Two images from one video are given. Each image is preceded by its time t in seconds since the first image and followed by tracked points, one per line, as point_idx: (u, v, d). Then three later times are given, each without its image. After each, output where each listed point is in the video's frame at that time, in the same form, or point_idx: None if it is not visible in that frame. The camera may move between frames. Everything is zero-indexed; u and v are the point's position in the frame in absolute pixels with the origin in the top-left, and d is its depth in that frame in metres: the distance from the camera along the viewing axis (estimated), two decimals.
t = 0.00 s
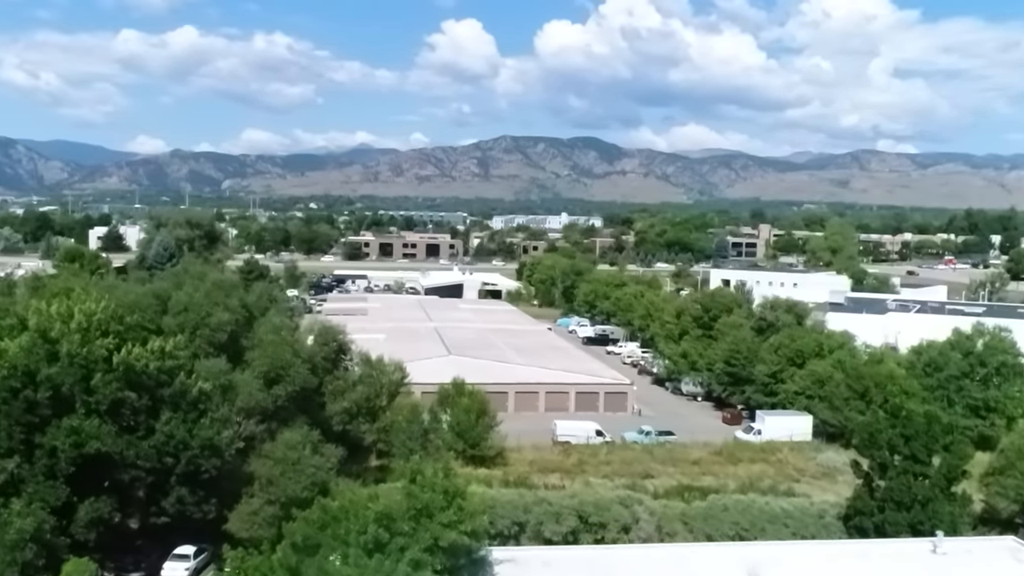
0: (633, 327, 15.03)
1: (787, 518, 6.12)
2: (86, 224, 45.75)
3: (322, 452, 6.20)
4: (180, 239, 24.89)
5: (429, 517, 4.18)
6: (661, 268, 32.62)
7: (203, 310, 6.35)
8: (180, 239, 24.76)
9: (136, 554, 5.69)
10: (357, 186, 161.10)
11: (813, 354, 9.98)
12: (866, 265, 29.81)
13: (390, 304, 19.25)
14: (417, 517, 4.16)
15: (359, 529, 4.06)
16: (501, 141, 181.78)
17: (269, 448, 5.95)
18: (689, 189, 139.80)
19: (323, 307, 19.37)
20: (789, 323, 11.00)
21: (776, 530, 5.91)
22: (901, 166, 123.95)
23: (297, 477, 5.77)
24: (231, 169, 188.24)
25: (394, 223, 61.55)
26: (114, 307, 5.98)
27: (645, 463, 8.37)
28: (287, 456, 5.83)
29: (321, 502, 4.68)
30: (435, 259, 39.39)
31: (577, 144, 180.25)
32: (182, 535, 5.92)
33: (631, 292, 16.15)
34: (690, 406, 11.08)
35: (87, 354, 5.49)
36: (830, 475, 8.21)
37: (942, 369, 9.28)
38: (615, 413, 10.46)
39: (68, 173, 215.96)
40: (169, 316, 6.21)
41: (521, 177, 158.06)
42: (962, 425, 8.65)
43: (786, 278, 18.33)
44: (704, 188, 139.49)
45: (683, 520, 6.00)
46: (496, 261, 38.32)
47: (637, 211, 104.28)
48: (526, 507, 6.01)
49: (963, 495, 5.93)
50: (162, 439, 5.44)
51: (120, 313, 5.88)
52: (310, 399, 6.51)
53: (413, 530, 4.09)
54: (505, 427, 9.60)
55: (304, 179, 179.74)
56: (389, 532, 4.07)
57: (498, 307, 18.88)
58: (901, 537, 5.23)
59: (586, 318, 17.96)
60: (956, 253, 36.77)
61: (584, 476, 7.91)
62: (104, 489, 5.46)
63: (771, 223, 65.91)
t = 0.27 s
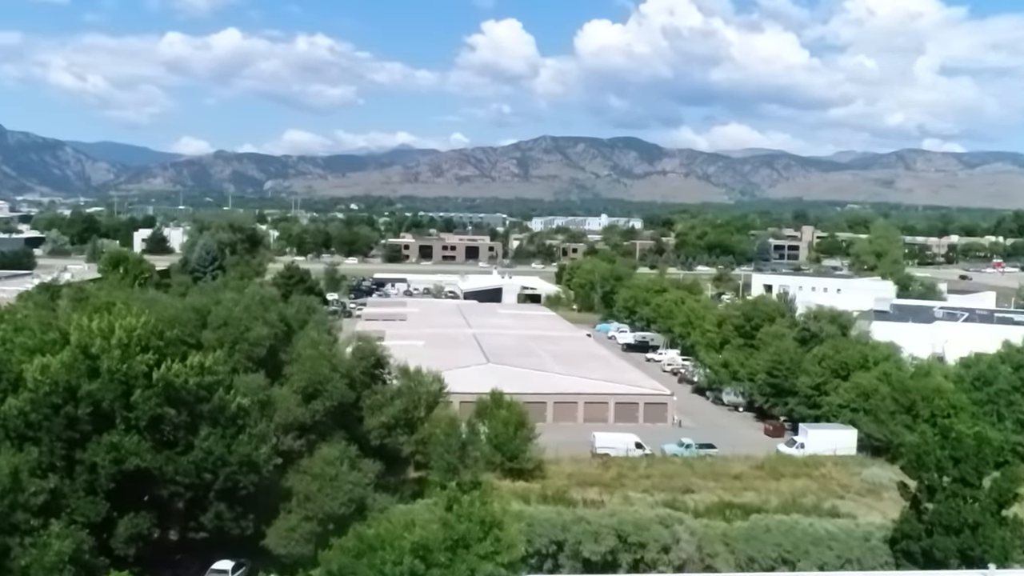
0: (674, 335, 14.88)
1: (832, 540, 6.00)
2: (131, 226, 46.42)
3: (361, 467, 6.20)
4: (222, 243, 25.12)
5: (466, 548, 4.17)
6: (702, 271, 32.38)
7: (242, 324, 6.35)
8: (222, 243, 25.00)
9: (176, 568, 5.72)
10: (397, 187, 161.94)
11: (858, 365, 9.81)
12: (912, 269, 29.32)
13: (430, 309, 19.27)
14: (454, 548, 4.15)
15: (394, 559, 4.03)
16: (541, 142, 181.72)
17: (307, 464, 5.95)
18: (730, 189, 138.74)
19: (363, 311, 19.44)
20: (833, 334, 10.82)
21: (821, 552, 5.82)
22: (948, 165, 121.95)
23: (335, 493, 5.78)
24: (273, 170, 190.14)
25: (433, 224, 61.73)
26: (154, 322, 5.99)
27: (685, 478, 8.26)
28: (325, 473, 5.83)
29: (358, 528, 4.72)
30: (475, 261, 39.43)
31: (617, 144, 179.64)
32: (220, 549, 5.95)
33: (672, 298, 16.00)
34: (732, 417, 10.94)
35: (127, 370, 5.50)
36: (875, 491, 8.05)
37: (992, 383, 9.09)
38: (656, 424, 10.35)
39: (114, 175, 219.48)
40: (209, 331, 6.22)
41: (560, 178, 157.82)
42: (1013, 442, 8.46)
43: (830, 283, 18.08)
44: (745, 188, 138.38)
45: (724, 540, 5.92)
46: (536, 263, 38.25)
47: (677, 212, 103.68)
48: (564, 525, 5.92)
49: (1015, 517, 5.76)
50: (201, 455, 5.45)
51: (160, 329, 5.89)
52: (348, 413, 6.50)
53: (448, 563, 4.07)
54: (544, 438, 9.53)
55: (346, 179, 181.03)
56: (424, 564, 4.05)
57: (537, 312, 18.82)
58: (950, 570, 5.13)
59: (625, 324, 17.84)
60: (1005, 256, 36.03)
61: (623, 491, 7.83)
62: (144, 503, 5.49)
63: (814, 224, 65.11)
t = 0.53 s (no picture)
0: (705, 342, 14.74)
1: (868, 562, 5.89)
2: (164, 228, 46.90)
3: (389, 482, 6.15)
4: (253, 245, 25.29)
5: None
6: (734, 273, 32.14)
7: (270, 338, 6.30)
8: (253, 246, 25.14)
9: None
10: (428, 187, 162.44)
11: (893, 377, 9.64)
12: (948, 272, 28.91)
13: (459, 313, 19.23)
14: None
15: None
16: (571, 142, 181.51)
17: (334, 480, 5.93)
18: (762, 189, 137.78)
19: (393, 315, 19.45)
20: (868, 345, 10.65)
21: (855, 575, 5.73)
22: (984, 165, 120.35)
23: (362, 509, 5.77)
24: (304, 170, 191.37)
25: (463, 225, 61.85)
26: (182, 336, 5.98)
27: (717, 492, 8.16)
28: (352, 489, 5.81)
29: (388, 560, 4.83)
30: (504, 264, 39.41)
31: (648, 144, 179.05)
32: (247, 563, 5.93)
33: (703, 304, 15.86)
34: (764, 428, 10.80)
35: (155, 386, 5.47)
36: (911, 507, 7.90)
37: None
38: (686, 434, 10.24)
39: (148, 176, 221.98)
40: (237, 345, 6.18)
41: (590, 178, 157.55)
42: None
43: (865, 288, 17.85)
44: (777, 188, 137.41)
45: (757, 562, 5.87)
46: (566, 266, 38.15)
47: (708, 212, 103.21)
48: (593, 544, 5.84)
49: None
50: (228, 472, 5.41)
51: (188, 344, 5.87)
52: (375, 427, 6.46)
53: None
54: (573, 449, 9.46)
55: (376, 180, 181.88)
56: None
57: (566, 317, 18.73)
58: None
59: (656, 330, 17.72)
60: None
61: (653, 506, 7.74)
62: (172, 519, 5.48)
63: (848, 225, 64.47)
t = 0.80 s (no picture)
0: (731, 349, 14.60)
1: None
2: (191, 230, 47.25)
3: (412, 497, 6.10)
4: (278, 249, 25.39)
5: None
6: (760, 276, 31.88)
7: (293, 351, 6.23)
8: (278, 249, 25.24)
9: None
10: (453, 188, 162.78)
11: (925, 389, 9.46)
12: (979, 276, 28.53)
13: (483, 317, 19.16)
14: None
15: None
16: (596, 142, 181.25)
17: (356, 496, 5.90)
18: (788, 190, 136.88)
19: (417, 319, 19.44)
20: (898, 355, 10.47)
21: None
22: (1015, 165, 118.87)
23: (383, 527, 5.74)
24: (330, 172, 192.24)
25: (488, 227, 61.83)
26: (204, 351, 5.93)
27: (744, 506, 8.03)
28: (374, 505, 5.79)
29: None
30: (529, 266, 39.37)
31: (674, 145, 178.55)
32: None
33: (729, 310, 15.71)
34: (792, 438, 10.66)
35: (177, 403, 5.42)
36: (943, 523, 7.77)
37: None
38: (712, 445, 10.12)
39: (176, 177, 223.87)
40: (259, 359, 6.12)
41: (615, 178, 157.23)
42: None
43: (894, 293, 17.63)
44: (804, 189, 136.48)
45: None
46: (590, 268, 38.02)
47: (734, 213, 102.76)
48: (617, 565, 5.91)
49: None
50: (249, 489, 5.35)
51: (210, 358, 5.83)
52: (398, 442, 6.41)
53: None
54: (597, 460, 9.36)
55: (402, 180, 182.55)
56: None
57: (591, 323, 18.63)
58: None
59: (681, 336, 17.59)
60: None
61: (678, 520, 7.64)
62: (193, 534, 5.43)
63: (876, 226, 63.89)
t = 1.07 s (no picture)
0: (759, 356, 14.42)
1: None
2: (218, 232, 47.56)
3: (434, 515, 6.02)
4: (304, 252, 25.45)
5: None
6: (788, 280, 31.60)
7: (314, 367, 6.17)
8: (303, 253, 25.28)
9: None
10: (478, 188, 162.95)
11: (959, 402, 9.26)
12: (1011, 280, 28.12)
13: (508, 323, 19.08)
14: None
15: None
16: (622, 142, 180.81)
17: (378, 514, 5.82)
18: (815, 190, 135.93)
19: (442, 324, 19.37)
20: (931, 366, 10.27)
21: None
22: None
23: (406, 545, 5.67)
24: (356, 173, 193.09)
25: (513, 229, 61.73)
26: (226, 366, 5.88)
27: (773, 522, 7.89)
28: (396, 523, 5.71)
29: None
30: (554, 269, 39.26)
31: (699, 145, 177.82)
32: None
33: (757, 316, 15.53)
34: (822, 450, 10.49)
35: (198, 421, 5.36)
36: (979, 541, 7.58)
37: None
38: (740, 457, 9.97)
39: (204, 177, 225.67)
40: (281, 375, 6.07)
41: (641, 179, 156.78)
42: None
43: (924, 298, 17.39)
44: (832, 190, 135.46)
45: None
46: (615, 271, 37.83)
47: (760, 215, 102.15)
48: None
49: None
50: (271, 507, 5.29)
51: (231, 374, 5.77)
52: (421, 458, 6.34)
53: None
54: (622, 472, 9.24)
55: (427, 181, 182.90)
56: None
57: (617, 328, 18.49)
58: None
59: (708, 342, 17.42)
60: None
61: (706, 536, 7.52)
62: (214, 552, 5.36)
63: (906, 228, 63.18)
